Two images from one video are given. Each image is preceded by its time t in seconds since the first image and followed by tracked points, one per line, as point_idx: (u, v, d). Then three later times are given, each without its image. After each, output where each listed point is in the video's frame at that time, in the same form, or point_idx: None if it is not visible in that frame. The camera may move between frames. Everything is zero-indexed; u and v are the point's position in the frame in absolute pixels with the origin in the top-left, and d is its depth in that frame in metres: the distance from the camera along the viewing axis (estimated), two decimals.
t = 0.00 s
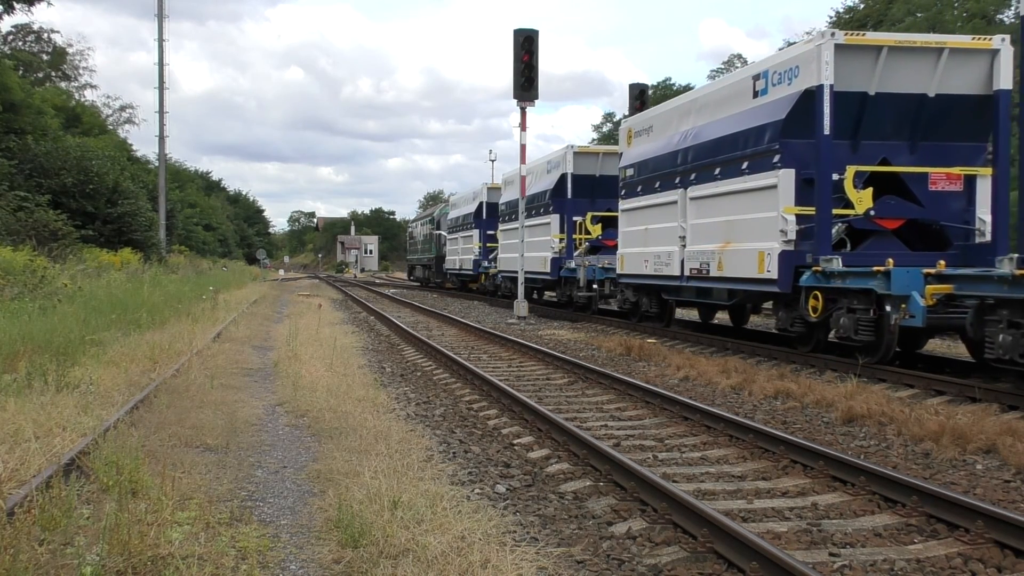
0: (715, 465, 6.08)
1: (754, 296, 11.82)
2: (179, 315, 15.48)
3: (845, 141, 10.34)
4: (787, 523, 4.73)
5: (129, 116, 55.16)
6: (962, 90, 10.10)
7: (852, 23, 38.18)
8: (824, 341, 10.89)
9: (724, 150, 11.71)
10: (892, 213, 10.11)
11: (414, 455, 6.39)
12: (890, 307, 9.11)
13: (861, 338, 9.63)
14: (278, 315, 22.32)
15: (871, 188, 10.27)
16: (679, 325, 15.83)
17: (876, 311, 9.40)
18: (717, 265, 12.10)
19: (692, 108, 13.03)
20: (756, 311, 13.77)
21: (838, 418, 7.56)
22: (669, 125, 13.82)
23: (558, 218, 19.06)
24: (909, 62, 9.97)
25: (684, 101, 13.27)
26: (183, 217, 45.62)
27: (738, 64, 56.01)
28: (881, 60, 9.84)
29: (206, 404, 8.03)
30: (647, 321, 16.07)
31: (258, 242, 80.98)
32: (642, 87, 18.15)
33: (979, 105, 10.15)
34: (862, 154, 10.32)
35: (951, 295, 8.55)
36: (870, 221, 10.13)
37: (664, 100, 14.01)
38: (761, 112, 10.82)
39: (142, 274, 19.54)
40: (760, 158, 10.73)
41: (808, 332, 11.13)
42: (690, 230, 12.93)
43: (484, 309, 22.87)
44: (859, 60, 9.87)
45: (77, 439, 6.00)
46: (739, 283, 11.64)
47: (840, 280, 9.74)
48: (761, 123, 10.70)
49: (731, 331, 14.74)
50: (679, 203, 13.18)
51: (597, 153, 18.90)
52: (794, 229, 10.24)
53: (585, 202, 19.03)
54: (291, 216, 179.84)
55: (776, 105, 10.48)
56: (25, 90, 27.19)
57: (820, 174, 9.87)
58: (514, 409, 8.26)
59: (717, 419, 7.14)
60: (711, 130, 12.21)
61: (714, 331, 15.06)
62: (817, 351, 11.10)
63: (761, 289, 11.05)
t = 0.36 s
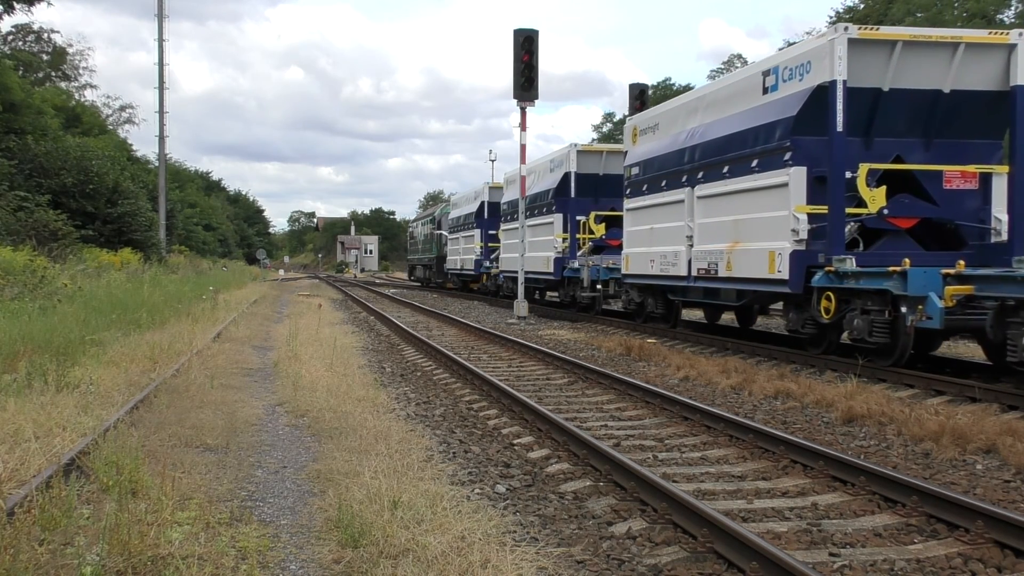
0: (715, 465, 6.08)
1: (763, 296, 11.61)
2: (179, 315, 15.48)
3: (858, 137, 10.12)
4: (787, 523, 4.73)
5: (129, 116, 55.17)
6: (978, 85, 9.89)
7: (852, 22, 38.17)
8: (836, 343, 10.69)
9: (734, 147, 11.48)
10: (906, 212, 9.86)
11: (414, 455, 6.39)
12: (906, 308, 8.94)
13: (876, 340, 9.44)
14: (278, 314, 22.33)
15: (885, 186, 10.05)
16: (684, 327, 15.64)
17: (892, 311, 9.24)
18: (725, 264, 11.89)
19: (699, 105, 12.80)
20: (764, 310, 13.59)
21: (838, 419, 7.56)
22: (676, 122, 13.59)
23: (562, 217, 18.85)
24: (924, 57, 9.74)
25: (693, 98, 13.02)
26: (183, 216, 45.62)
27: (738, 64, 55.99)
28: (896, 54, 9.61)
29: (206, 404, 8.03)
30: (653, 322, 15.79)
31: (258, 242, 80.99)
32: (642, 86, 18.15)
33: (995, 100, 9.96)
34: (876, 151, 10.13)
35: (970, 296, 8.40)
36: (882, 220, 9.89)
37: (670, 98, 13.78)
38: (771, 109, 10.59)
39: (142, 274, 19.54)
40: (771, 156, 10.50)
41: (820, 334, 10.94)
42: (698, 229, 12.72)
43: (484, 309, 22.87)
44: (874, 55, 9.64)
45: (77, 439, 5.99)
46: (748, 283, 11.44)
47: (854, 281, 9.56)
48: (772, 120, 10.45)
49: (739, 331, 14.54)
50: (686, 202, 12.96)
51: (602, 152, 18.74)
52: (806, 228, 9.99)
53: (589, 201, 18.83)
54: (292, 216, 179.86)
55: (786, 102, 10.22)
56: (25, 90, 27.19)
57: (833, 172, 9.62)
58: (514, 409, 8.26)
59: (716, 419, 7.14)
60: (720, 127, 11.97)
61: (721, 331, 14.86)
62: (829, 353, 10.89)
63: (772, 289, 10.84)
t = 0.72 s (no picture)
0: (715, 465, 6.08)
1: (773, 297, 11.33)
2: (179, 315, 15.49)
3: (870, 136, 9.87)
4: (787, 523, 4.73)
5: (129, 116, 55.18)
6: (993, 80, 9.70)
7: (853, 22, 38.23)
8: (849, 345, 10.41)
9: (743, 145, 11.26)
10: (921, 211, 9.55)
11: (414, 455, 6.39)
12: (922, 309, 8.65)
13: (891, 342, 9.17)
14: (278, 314, 22.33)
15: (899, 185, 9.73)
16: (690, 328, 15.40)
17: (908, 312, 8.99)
18: (734, 265, 11.59)
19: (708, 103, 12.60)
20: (771, 312, 13.42)
21: (838, 418, 7.57)
22: (683, 120, 13.39)
23: (565, 216, 18.72)
24: (939, 52, 9.55)
25: (701, 95, 12.83)
26: (183, 216, 45.64)
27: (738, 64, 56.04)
28: (911, 49, 9.41)
29: (206, 404, 8.03)
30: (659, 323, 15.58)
31: (258, 242, 80.95)
32: (642, 86, 18.16)
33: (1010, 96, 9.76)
34: (888, 150, 9.85)
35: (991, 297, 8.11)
36: (897, 220, 9.58)
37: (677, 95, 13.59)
38: (781, 105, 10.39)
39: (142, 274, 19.55)
40: (782, 154, 10.28)
41: (832, 335, 10.67)
42: (705, 229, 12.43)
43: (484, 309, 22.87)
44: (889, 50, 9.44)
45: (77, 439, 5.99)
46: (759, 284, 11.13)
47: (868, 281, 9.32)
48: (782, 117, 10.23)
49: (745, 332, 14.33)
50: (694, 201, 12.67)
51: (605, 151, 18.64)
52: (819, 227, 9.67)
53: (593, 201, 18.71)
54: (292, 215, 179.88)
55: (798, 98, 10.02)
56: (25, 90, 27.19)
57: (846, 170, 9.47)
58: (514, 409, 8.27)
59: (716, 419, 7.14)
60: (728, 125, 11.76)
61: (727, 332, 14.61)
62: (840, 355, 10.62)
63: (784, 290, 10.54)
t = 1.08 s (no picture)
0: (715, 465, 6.08)
1: (783, 298, 11.11)
2: (179, 315, 15.49)
3: (885, 132, 9.60)
4: (787, 523, 4.73)
5: (129, 117, 55.19)
6: (1011, 75, 9.41)
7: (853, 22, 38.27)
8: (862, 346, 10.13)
9: (752, 142, 10.98)
10: (935, 210, 9.24)
11: (414, 455, 6.39)
12: (939, 310, 8.40)
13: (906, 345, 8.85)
14: (278, 314, 22.33)
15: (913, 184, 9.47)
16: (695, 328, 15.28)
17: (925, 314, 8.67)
18: (743, 265, 11.35)
19: (715, 100, 12.31)
20: (779, 312, 13.26)
21: (838, 419, 7.56)
22: (690, 118, 13.11)
23: (568, 216, 18.43)
24: (955, 46, 9.28)
25: (708, 92, 12.53)
26: (183, 216, 45.64)
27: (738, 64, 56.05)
28: (927, 43, 9.14)
29: (206, 404, 8.03)
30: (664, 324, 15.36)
31: (258, 242, 80.92)
32: (642, 86, 18.17)
33: None
34: (902, 147, 9.57)
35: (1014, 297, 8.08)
36: (911, 217, 9.29)
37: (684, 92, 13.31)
38: (792, 102, 10.11)
39: (142, 274, 19.55)
40: (793, 151, 10.00)
41: (846, 336, 10.36)
42: (713, 228, 12.18)
43: (484, 309, 22.87)
44: (903, 44, 9.18)
45: (77, 439, 6.00)
46: (769, 284, 10.91)
47: (882, 282, 9.06)
48: (794, 113, 9.94)
49: (752, 334, 14.16)
50: (702, 200, 12.41)
51: (608, 149, 18.33)
52: (831, 227, 9.48)
53: (596, 200, 18.42)
54: (292, 215, 179.92)
55: (809, 94, 9.75)
56: (25, 90, 27.20)
57: (860, 168, 9.18)
58: (514, 409, 8.26)
59: (716, 419, 7.14)
60: (737, 122, 11.47)
61: (734, 334, 14.41)
62: (853, 357, 10.38)
63: (795, 291, 10.30)
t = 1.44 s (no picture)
0: (715, 465, 6.08)
1: (794, 299, 10.83)
2: (179, 315, 15.49)
3: (898, 128, 9.38)
4: (787, 523, 4.73)
5: (129, 117, 55.21)
6: None
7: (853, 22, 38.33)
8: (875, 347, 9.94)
9: (762, 140, 10.72)
10: (952, 208, 8.90)
11: (414, 455, 6.39)
12: (957, 311, 8.18)
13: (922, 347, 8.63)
14: (279, 314, 22.32)
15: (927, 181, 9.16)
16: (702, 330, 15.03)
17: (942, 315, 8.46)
18: (753, 265, 11.08)
19: (722, 96, 12.05)
20: (787, 313, 13.02)
21: (838, 419, 7.56)
22: (696, 115, 12.84)
23: (571, 215, 18.39)
24: (972, 41, 9.03)
25: (716, 88, 12.26)
26: (183, 216, 45.64)
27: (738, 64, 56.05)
28: (943, 39, 8.88)
29: (206, 404, 8.03)
30: (670, 325, 15.13)
31: (258, 242, 80.90)
32: (642, 86, 18.19)
33: None
34: (917, 144, 9.36)
35: None
36: (926, 217, 8.95)
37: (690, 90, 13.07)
38: (804, 98, 9.85)
39: (142, 274, 19.55)
40: (805, 149, 9.74)
41: (858, 338, 10.16)
42: (721, 228, 11.91)
43: (484, 309, 22.87)
44: (920, 39, 8.91)
45: (77, 439, 5.99)
46: (780, 285, 10.63)
47: (898, 281, 8.75)
48: (806, 109, 9.68)
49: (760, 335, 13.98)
50: (709, 199, 12.13)
51: (612, 147, 18.12)
52: (844, 225, 9.17)
53: (600, 200, 18.35)
54: (292, 215, 179.88)
55: (822, 90, 9.49)
56: (25, 90, 27.22)
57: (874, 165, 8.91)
58: (514, 409, 8.26)
59: (716, 419, 7.14)
60: (746, 119, 11.21)
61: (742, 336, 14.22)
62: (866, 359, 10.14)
63: (808, 292, 10.02)
